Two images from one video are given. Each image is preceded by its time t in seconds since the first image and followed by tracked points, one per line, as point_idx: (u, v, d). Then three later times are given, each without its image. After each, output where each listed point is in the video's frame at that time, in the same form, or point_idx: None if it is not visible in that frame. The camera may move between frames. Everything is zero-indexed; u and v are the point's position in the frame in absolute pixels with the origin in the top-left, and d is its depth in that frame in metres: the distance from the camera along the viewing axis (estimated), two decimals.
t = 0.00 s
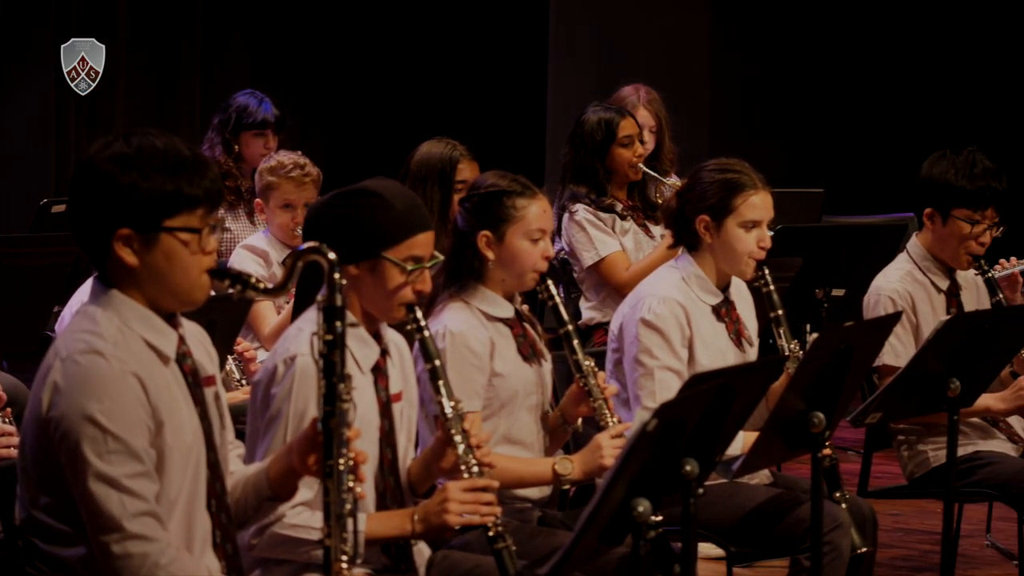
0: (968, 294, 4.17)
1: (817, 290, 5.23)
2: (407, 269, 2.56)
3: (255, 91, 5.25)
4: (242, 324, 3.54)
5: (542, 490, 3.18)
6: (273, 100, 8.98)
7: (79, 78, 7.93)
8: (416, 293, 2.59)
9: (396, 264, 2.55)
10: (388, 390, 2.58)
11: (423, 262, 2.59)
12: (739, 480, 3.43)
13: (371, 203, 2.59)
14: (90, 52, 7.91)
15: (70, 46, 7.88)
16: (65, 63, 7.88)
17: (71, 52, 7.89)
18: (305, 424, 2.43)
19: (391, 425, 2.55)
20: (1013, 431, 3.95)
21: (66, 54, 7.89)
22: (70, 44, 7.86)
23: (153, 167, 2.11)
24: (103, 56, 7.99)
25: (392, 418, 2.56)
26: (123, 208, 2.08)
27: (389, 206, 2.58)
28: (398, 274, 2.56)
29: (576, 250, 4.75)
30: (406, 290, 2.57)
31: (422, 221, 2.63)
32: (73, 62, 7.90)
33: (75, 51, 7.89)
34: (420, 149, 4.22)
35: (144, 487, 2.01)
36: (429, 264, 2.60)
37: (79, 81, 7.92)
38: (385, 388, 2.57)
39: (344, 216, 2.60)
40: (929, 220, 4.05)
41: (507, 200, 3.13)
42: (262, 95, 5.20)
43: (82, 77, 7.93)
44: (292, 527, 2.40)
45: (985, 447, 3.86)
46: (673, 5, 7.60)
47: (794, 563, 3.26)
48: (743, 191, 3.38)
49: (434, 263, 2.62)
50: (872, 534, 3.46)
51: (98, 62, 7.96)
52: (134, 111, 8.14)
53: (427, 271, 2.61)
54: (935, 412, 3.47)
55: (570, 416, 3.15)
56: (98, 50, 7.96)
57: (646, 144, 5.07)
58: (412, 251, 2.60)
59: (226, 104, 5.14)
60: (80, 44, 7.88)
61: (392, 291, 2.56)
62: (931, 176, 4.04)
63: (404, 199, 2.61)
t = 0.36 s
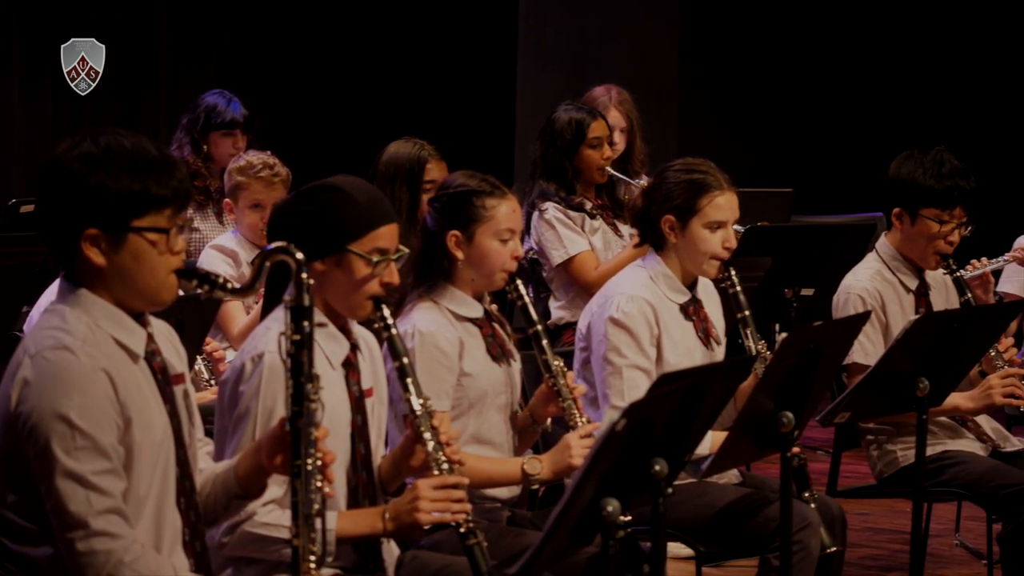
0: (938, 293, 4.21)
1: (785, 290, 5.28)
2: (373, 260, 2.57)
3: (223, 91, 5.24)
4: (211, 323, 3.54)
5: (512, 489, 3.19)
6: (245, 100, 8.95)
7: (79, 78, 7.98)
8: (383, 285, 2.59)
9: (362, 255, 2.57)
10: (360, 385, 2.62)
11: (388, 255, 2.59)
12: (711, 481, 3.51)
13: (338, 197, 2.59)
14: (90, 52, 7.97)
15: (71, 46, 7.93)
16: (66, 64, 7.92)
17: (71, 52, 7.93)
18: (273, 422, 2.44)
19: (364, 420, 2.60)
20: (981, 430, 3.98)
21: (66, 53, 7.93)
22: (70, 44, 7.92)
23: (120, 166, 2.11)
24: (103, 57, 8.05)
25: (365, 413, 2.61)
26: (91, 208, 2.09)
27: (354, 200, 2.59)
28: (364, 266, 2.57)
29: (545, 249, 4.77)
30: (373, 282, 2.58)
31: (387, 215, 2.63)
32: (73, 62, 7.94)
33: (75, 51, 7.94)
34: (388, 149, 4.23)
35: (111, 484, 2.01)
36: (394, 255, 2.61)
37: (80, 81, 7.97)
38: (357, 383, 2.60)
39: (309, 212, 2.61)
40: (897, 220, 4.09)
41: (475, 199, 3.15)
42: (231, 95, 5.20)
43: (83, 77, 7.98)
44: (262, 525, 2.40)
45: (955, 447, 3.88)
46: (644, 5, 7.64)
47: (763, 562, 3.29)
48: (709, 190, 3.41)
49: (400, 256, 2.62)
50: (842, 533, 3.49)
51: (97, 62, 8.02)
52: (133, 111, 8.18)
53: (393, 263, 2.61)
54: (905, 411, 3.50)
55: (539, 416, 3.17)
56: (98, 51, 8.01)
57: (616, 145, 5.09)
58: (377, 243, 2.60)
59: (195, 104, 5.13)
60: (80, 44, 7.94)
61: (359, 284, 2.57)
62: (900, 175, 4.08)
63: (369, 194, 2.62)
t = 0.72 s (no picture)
0: (904, 292, 4.25)
1: (750, 290, 5.33)
2: (333, 267, 2.60)
3: (187, 91, 5.24)
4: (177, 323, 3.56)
5: (476, 488, 3.23)
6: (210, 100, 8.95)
7: (79, 78, 8.16)
8: (341, 291, 2.63)
9: (323, 262, 2.59)
10: (329, 375, 2.65)
11: (349, 261, 2.63)
12: (673, 481, 3.51)
13: (303, 199, 2.62)
14: (90, 52, 8.11)
15: (71, 47, 8.08)
16: (65, 64, 8.08)
17: (71, 52, 8.08)
18: (236, 418, 2.47)
19: (333, 410, 2.61)
20: (946, 429, 4.00)
21: (66, 54, 8.08)
22: (70, 44, 8.08)
23: (84, 167, 2.14)
24: (102, 58, 8.19)
25: (334, 404, 2.63)
26: (54, 208, 2.11)
27: (319, 203, 2.62)
28: (324, 273, 2.60)
29: (510, 246, 4.80)
30: (332, 288, 2.61)
31: (350, 219, 2.66)
32: (72, 61, 8.08)
33: (75, 51, 8.08)
34: (354, 150, 4.26)
35: (77, 481, 2.04)
36: (354, 262, 2.64)
37: (79, 81, 8.16)
38: (326, 373, 2.64)
39: (274, 211, 2.63)
40: (861, 220, 4.15)
41: (439, 199, 3.18)
42: (196, 95, 5.21)
43: (82, 76, 8.15)
44: (226, 520, 2.43)
45: (920, 446, 3.88)
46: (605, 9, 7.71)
47: (728, 562, 3.33)
48: (673, 192, 3.45)
49: (360, 262, 2.66)
50: (806, 534, 3.56)
51: (96, 62, 8.14)
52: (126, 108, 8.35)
53: (353, 269, 2.64)
54: (870, 410, 3.56)
55: (504, 413, 3.21)
56: (97, 51, 8.17)
57: (580, 144, 5.14)
58: (338, 250, 2.63)
59: (159, 104, 5.14)
60: (80, 44, 8.09)
61: (318, 290, 2.60)
62: (863, 175, 4.13)
63: (334, 197, 2.65)
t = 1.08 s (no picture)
0: (867, 292, 4.27)
1: (714, 290, 5.35)
2: (300, 267, 2.59)
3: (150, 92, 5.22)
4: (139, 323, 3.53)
5: (440, 489, 3.22)
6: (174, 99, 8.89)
7: (78, 78, 8.09)
8: (308, 291, 2.62)
9: (289, 262, 2.58)
10: (292, 379, 2.63)
11: (314, 261, 2.62)
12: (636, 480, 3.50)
13: (268, 201, 2.61)
14: (89, 52, 8.10)
15: (71, 47, 8.05)
16: (65, 64, 8.02)
17: (71, 52, 8.04)
18: (200, 420, 2.45)
19: (296, 414, 2.60)
20: (909, 429, 4.03)
21: (66, 54, 8.05)
22: (70, 44, 8.06)
23: (47, 166, 2.12)
24: (100, 58, 8.19)
25: (298, 408, 2.61)
26: (16, 208, 2.09)
27: (284, 204, 2.61)
28: (291, 273, 2.59)
29: (474, 246, 4.80)
30: (299, 289, 2.60)
31: (317, 220, 2.65)
32: (73, 61, 8.04)
33: (74, 51, 8.06)
34: (319, 150, 4.24)
35: (38, 486, 2.02)
36: (321, 263, 2.63)
37: (79, 80, 8.09)
38: (290, 377, 2.62)
39: (239, 213, 2.61)
40: (826, 220, 4.16)
41: (403, 199, 3.17)
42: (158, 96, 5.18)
43: (82, 76, 8.10)
44: (190, 524, 2.41)
45: (883, 446, 3.91)
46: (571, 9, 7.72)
47: (692, 561, 3.34)
48: (639, 193, 3.46)
49: (327, 264, 2.65)
50: (770, 533, 3.58)
51: (94, 62, 8.12)
52: (108, 105, 8.42)
53: (319, 270, 2.63)
54: (833, 410, 3.59)
55: (469, 415, 3.20)
56: (96, 51, 8.17)
57: (544, 144, 5.14)
58: (305, 250, 2.62)
59: (121, 104, 5.10)
60: (80, 45, 8.07)
61: (285, 289, 2.59)
62: (829, 175, 4.14)
63: (300, 198, 2.64)
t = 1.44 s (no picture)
0: (835, 292, 4.29)
1: (683, 290, 5.37)
2: (269, 270, 2.58)
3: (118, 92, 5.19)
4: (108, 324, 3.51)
5: (409, 490, 3.22)
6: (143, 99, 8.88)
7: (77, 79, 8.49)
8: (278, 294, 2.61)
9: (259, 264, 2.57)
10: (260, 381, 2.62)
11: (285, 264, 2.61)
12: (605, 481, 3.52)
13: (239, 203, 2.60)
14: (88, 53, 8.42)
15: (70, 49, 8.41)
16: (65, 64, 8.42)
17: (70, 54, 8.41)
18: (168, 422, 2.43)
19: (264, 416, 2.58)
20: (878, 430, 4.06)
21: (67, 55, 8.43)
22: (70, 46, 8.42)
23: (16, 166, 2.11)
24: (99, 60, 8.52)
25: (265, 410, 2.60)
26: None
27: (255, 206, 2.60)
28: (261, 275, 2.58)
29: (442, 248, 4.80)
30: (269, 291, 2.59)
31: (287, 222, 2.65)
32: (72, 62, 8.42)
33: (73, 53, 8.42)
34: (287, 150, 4.24)
35: (6, 489, 2.01)
36: (291, 265, 2.62)
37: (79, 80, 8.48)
38: (257, 380, 2.61)
39: (211, 215, 2.60)
40: (795, 220, 4.17)
41: (373, 200, 3.16)
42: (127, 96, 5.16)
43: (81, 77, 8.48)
44: (157, 525, 2.40)
45: (851, 446, 3.94)
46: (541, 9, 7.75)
47: (660, 562, 3.34)
48: (609, 193, 3.46)
49: (297, 266, 2.64)
50: (739, 534, 3.59)
51: (93, 62, 8.46)
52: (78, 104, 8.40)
53: (290, 272, 2.62)
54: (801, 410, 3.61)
55: (437, 415, 3.19)
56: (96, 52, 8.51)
57: (513, 145, 5.14)
58: (276, 253, 2.61)
59: (89, 105, 5.07)
60: (80, 46, 8.42)
61: (255, 293, 2.57)
62: (798, 175, 4.15)
63: (270, 200, 2.64)
